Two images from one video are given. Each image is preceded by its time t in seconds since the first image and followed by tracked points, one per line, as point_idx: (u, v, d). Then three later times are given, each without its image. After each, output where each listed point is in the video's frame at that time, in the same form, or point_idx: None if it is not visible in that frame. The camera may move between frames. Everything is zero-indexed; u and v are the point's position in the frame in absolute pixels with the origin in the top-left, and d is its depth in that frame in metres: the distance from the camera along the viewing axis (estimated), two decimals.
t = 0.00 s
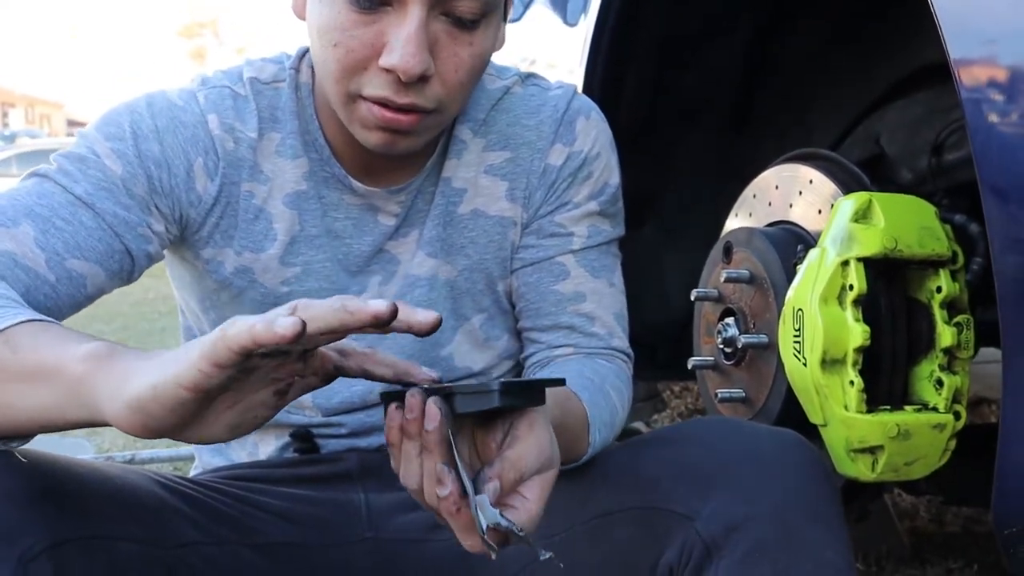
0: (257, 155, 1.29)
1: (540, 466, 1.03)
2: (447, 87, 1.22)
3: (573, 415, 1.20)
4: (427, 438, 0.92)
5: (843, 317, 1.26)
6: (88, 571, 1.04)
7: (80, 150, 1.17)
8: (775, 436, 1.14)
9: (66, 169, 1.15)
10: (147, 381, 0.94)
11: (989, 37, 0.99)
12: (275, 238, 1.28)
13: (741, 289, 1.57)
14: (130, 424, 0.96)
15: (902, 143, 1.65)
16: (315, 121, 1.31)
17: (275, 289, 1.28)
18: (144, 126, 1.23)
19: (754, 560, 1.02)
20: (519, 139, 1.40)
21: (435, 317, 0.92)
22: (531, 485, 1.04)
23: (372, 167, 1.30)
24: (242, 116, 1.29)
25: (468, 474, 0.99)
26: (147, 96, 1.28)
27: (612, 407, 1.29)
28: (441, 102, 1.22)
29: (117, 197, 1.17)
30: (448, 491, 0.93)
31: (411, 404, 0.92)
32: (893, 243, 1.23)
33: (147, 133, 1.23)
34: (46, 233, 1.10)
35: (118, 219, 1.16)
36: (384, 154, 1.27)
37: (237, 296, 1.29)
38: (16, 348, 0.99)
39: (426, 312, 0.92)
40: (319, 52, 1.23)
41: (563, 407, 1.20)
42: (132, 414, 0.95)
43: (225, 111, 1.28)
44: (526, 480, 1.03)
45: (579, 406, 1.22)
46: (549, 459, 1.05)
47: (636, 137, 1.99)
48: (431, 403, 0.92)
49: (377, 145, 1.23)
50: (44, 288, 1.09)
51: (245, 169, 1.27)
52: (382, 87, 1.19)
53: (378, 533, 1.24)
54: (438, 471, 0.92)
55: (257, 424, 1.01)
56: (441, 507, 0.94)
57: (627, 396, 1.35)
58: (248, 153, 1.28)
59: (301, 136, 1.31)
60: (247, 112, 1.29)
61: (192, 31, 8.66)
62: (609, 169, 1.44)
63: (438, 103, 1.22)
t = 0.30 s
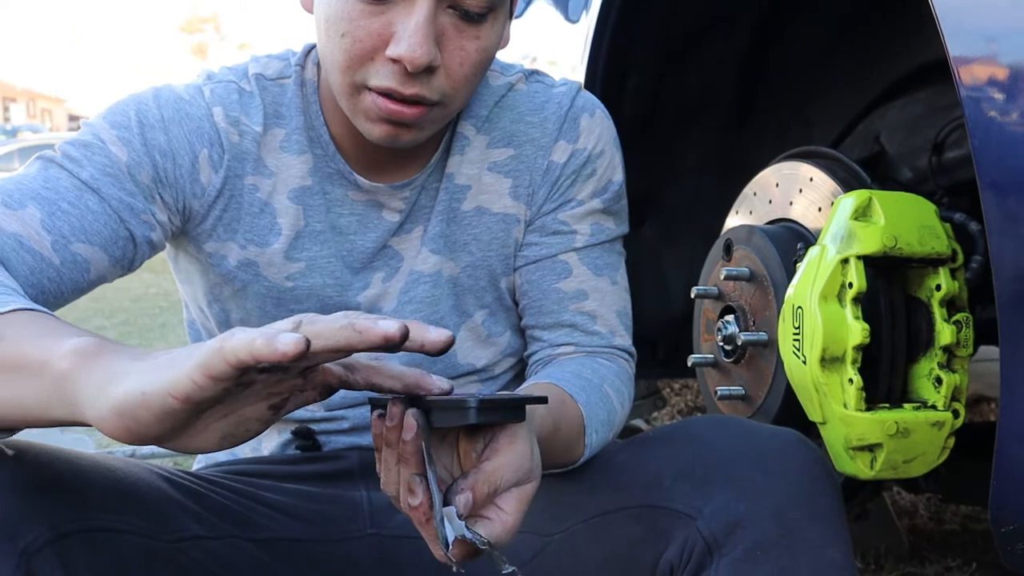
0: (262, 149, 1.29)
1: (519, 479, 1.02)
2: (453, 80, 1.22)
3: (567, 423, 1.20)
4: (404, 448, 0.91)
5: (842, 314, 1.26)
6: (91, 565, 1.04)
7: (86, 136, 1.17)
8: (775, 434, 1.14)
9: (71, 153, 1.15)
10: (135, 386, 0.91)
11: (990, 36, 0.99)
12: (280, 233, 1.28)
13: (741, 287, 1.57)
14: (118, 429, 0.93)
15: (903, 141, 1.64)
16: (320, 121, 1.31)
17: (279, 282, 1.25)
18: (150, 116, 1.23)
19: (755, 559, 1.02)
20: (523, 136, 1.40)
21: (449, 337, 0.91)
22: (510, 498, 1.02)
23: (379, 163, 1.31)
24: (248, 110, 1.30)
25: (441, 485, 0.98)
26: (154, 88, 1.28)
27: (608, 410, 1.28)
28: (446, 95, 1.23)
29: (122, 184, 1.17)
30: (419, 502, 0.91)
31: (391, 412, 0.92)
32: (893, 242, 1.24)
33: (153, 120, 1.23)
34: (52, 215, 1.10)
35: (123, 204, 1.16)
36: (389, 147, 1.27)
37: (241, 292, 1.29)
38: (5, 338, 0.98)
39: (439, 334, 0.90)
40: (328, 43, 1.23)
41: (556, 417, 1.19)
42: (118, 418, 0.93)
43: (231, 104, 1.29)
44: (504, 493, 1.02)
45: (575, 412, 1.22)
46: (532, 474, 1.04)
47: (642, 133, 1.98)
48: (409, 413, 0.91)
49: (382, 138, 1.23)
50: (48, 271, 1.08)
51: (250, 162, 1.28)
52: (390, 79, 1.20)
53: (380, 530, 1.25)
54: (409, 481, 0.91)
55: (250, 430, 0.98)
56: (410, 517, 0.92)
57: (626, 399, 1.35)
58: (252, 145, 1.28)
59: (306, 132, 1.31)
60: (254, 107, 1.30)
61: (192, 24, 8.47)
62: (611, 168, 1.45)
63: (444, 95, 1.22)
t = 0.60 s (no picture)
0: (265, 150, 1.30)
1: (541, 486, 1.04)
2: (467, 80, 1.23)
3: (576, 426, 1.21)
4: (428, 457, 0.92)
5: (842, 318, 1.27)
6: (91, 563, 1.03)
7: (87, 135, 1.17)
8: (776, 436, 1.15)
9: (72, 153, 1.16)
10: (190, 419, 0.95)
11: (989, 41, 1.00)
12: (279, 233, 1.28)
13: (742, 290, 1.58)
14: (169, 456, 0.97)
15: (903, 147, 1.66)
16: (325, 120, 1.32)
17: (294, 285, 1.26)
18: (153, 117, 1.23)
19: (756, 561, 1.03)
20: (528, 139, 1.41)
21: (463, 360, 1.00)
22: (531, 504, 1.05)
23: (387, 163, 1.32)
24: (252, 112, 1.30)
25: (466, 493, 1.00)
26: (158, 86, 1.28)
27: (613, 414, 1.29)
28: (460, 95, 1.23)
29: (120, 187, 1.17)
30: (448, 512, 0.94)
31: (410, 418, 0.91)
32: (894, 246, 1.24)
33: (156, 121, 1.23)
34: (49, 219, 1.10)
35: (120, 209, 1.16)
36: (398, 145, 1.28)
37: (247, 292, 1.30)
38: (38, 359, 0.97)
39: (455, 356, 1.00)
40: (343, 40, 1.24)
41: (568, 422, 1.20)
42: (170, 449, 0.96)
43: (235, 107, 1.28)
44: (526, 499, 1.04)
45: (581, 415, 1.23)
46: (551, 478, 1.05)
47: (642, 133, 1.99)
48: (430, 421, 0.91)
49: (393, 135, 1.23)
50: (43, 274, 1.09)
51: (251, 165, 1.28)
52: (407, 76, 1.20)
53: (381, 531, 1.26)
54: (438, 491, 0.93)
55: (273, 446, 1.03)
56: (437, 526, 0.95)
57: (628, 398, 1.35)
58: (255, 148, 1.28)
59: (311, 134, 1.32)
60: (258, 107, 1.30)
61: (193, 24, 8.27)
62: (615, 172, 1.45)
63: (458, 94, 1.23)
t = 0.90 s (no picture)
0: (331, 182, 1.31)
1: (560, 514, 1.02)
2: (518, 105, 1.23)
3: (619, 462, 1.18)
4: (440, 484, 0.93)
5: (908, 350, 1.24)
6: None
7: (166, 168, 1.20)
8: (839, 469, 1.13)
9: (154, 185, 1.18)
10: (267, 418, 0.93)
11: None
12: (346, 262, 1.29)
13: (804, 321, 1.55)
14: (241, 457, 0.95)
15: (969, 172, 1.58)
16: (386, 152, 1.34)
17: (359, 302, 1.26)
18: (226, 149, 1.26)
19: None
20: (585, 171, 1.41)
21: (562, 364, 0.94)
22: (550, 534, 1.02)
23: (443, 192, 1.33)
24: (319, 144, 1.32)
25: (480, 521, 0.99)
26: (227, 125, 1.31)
27: (664, 446, 1.27)
28: (513, 120, 1.23)
29: (199, 214, 1.19)
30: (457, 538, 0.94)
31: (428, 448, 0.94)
32: (961, 276, 1.21)
33: (228, 153, 1.26)
34: (137, 243, 1.12)
35: (202, 233, 1.19)
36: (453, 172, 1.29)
37: (309, 323, 1.31)
38: (119, 363, 0.98)
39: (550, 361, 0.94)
40: (398, 70, 1.25)
41: (606, 457, 1.17)
42: (241, 451, 0.94)
43: (302, 139, 1.31)
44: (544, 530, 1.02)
45: (627, 448, 1.20)
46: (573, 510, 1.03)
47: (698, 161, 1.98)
48: (442, 448, 0.93)
49: (448, 161, 1.24)
50: (133, 297, 1.10)
51: (320, 195, 1.30)
52: (460, 101, 1.21)
53: (441, 563, 1.28)
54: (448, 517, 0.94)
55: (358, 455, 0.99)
56: (450, 553, 0.95)
57: (685, 435, 1.34)
58: (323, 179, 1.30)
59: (373, 167, 1.33)
60: (323, 140, 1.32)
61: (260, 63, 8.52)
62: (672, 203, 1.44)
63: (510, 119, 1.23)
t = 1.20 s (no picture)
0: (349, 224, 1.33)
1: (591, 554, 1.03)
2: (551, 143, 1.26)
3: (642, 493, 1.18)
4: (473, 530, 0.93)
5: (924, 381, 1.24)
6: None
7: (182, 213, 1.23)
8: (856, 501, 1.13)
9: (169, 231, 1.21)
10: (283, 471, 0.98)
11: None
12: (360, 303, 1.31)
13: (819, 352, 1.55)
14: (258, 507, 1.00)
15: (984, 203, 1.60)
16: (406, 193, 1.36)
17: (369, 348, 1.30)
18: (242, 195, 1.28)
19: None
20: (602, 208, 1.42)
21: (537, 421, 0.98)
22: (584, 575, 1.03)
23: (468, 227, 1.35)
24: (336, 188, 1.33)
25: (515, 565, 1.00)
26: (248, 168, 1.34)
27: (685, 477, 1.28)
28: (544, 157, 1.26)
29: (211, 260, 1.22)
30: None
31: (460, 492, 0.94)
32: (974, 306, 1.21)
33: (246, 199, 1.28)
34: (147, 291, 1.15)
35: (213, 279, 1.21)
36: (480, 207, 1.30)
37: (327, 360, 1.33)
38: (137, 416, 1.01)
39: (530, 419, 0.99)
40: (430, 108, 1.27)
41: (629, 490, 1.17)
42: (259, 500, 0.99)
43: (318, 184, 1.32)
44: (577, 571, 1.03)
45: (648, 482, 1.20)
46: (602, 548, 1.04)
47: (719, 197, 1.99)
48: (477, 494, 0.92)
49: (478, 198, 1.26)
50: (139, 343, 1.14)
51: (334, 240, 1.31)
52: (496, 139, 1.23)
53: None
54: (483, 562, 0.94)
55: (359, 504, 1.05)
56: None
57: (703, 467, 1.34)
58: (339, 224, 1.32)
59: (393, 207, 1.35)
60: (340, 183, 1.34)
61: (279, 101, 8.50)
62: (688, 238, 1.46)
63: (543, 157, 1.26)
